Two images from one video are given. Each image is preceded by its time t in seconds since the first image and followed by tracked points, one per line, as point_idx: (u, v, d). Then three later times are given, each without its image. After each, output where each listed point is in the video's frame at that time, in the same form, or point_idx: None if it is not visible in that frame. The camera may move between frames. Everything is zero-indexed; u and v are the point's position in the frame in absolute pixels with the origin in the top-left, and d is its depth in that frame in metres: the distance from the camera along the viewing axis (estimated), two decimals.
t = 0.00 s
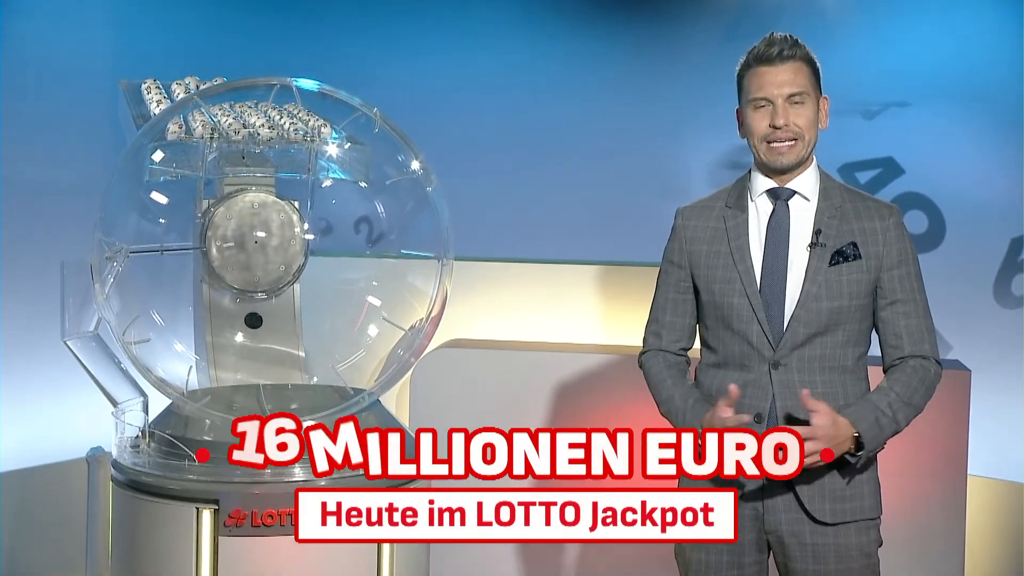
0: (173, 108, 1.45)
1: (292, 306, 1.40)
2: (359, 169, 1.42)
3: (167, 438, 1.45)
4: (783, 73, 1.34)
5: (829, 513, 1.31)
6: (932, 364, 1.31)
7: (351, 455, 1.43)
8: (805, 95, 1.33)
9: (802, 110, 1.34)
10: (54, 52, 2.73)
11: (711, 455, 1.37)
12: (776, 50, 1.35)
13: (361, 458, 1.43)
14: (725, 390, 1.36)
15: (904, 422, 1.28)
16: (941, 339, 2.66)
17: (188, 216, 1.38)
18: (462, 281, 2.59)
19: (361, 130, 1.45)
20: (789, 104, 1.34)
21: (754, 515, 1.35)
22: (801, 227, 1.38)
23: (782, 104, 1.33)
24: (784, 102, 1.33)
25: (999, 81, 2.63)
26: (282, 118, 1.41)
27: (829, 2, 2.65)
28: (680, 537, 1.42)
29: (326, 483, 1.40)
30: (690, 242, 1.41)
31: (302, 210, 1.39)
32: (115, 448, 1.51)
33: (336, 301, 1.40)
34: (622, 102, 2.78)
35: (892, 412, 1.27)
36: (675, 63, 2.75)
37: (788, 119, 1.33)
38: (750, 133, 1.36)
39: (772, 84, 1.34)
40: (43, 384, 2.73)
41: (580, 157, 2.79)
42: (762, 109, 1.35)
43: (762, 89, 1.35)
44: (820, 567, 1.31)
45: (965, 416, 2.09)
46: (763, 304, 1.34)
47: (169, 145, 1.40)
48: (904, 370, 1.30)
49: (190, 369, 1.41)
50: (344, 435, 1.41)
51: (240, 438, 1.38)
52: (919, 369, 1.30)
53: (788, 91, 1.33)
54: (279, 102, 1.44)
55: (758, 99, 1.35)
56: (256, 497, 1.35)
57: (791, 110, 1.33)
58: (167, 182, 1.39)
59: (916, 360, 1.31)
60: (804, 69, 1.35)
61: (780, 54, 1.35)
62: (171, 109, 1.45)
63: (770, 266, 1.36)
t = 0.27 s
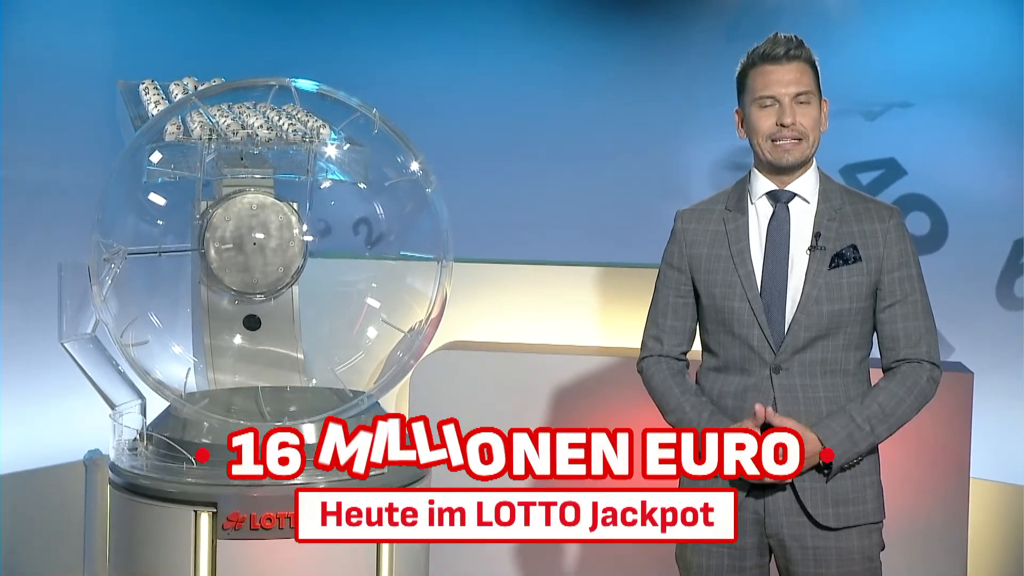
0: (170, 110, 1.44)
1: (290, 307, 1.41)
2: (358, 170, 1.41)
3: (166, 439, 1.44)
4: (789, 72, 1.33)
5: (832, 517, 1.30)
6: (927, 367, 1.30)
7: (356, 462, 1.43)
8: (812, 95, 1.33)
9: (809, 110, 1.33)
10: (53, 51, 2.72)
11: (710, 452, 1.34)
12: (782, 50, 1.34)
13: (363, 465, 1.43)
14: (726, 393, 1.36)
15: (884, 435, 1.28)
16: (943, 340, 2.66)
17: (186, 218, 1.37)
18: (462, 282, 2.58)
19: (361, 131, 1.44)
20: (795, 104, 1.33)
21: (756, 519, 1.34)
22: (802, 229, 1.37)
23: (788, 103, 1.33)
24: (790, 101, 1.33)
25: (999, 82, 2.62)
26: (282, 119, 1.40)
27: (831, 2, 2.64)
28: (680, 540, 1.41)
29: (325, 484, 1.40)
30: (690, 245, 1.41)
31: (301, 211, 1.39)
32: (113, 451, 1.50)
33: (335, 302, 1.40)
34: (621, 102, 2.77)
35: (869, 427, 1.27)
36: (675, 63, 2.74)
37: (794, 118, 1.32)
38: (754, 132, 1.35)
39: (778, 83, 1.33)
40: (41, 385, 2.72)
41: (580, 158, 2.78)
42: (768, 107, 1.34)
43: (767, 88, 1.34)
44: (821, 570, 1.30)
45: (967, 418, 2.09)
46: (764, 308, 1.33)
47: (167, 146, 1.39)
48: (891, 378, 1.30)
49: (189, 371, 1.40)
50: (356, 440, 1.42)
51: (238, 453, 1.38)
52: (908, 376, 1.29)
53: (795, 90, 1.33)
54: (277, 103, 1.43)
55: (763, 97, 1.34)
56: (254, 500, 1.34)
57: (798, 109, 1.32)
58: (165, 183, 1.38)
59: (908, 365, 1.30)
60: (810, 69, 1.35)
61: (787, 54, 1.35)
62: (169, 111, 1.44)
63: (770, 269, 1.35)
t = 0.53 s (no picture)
0: (169, 111, 1.44)
1: (289, 308, 1.40)
2: (357, 171, 1.41)
3: (165, 440, 1.44)
4: (786, 74, 1.33)
5: (832, 519, 1.30)
6: (923, 368, 1.30)
7: (354, 465, 1.42)
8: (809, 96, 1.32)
9: (806, 112, 1.33)
10: (53, 52, 2.72)
11: (711, 453, 1.35)
12: (779, 52, 1.34)
13: (362, 468, 1.42)
14: (727, 395, 1.36)
15: (880, 436, 1.28)
16: (943, 341, 2.66)
17: (185, 219, 1.37)
18: (461, 283, 2.58)
19: (360, 132, 1.44)
20: (793, 106, 1.33)
21: (756, 519, 1.34)
22: (801, 230, 1.37)
23: (786, 106, 1.33)
24: (787, 104, 1.33)
25: (999, 82, 2.62)
26: (281, 120, 1.40)
27: (831, 2, 2.64)
28: (681, 542, 1.41)
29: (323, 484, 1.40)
30: (690, 246, 1.40)
31: (300, 212, 1.39)
32: (112, 452, 1.50)
33: (334, 302, 1.39)
34: (621, 102, 2.77)
35: (864, 428, 1.27)
36: (674, 63, 2.74)
37: (792, 120, 1.32)
38: (752, 134, 1.35)
39: (775, 86, 1.33)
40: (40, 385, 2.72)
41: (579, 158, 2.78)
42: (765, 110, 1.34)
43: (765, 90, 1.34)
44: (822, 570, 1.30)
45: (967, 418, 2.09)
46: (764, 310, 1.33)
47: (167, 148, 1.39)
48: (888, 379, 1.30)
49: (188, 372, 1.41)
50: (349, 443, 1.41)
51: (237, 453, 1.38)
52: (904, 377, 1.29)
53: (792, 92, 1.33)
54: (277, 104, 1.42)
55: (761, 100, 1.34)
56: (254, 501, 1.34)
57: (795, 112, 1.32)
58: (165, 184, 1.38)
59: (905, 367, 1.30)
60: (807, 70, 1.35)
61: (783, 56, 1.34)
62: (168, 112, 1.44)
63: (770, 270, 1.35)
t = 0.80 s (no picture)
0: (169, 111, 1.44)
1: (289, 308, 1.40)
2: (357, 171, 1.41)
3: (165, 441, 1.44)
4: (776, 73, 1.33)
5: (830, 518, 1.30)
6: (922, 371, 1.30)
7: (354, 465, 1.42)
8: (801, 96, 1.32)
9: (799, 110, 1.33)
10: (53, 52, 2.72)
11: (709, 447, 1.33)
12: (769, 52, 1.34)
13: (362, 468, 1.42)
14: (726, 394, 1.36)
15: (877, 438, 1.28)
16: (943, 341, 2.66)
17: (184, 218, 1.37)
18: (461, 283, 2.58)
19: (360, 132, 1.44)
20: (785, 106, 1.33)
21: (755, 520, 1.34)
22: (801, 230, 1.37)
23: (777, 106, 1.33)
24: (779, 104, 1.33)
25: (1000, 82, 2.62)
26: (279, 120, 1.40)
27: (831, 2, 2.64)
28: (681, 542, 1.41)
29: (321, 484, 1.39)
30: (690, 244, 1.40)
31: (299, 212, 1.39)
32: (112, 451, 1.50)
33: (333, 302, 1.39)
34: (621, 102, 2.77)
35: (862, 429, 1.27)
36: (674, 63, 2.74)
37: (784, 121, 1.32)
38: (748, 136, 1.36)
39: (766, 86, 1.33)
40: (40, 385, 2.72)
41: (579, 158, 2.78)
42: (757, 111, 1.34)
43: (756, 92, 1.34)
44: (821, 570, 1.30)
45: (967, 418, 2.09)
46: (764, 309, 1.33)
47: (166, 147, 1.39)
48: (887, 381, 1.30)
49: (188, 372, 1.41)
50: (349, 443, 1.41)
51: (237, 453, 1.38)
52: (902, 379, 1.29)
53: (783, 92, 1.33)
54: (276, 104, 1.43)
55: (753, 102, 1.34)
56: (254, 501, 1.34)
57: (786, 112, 1.32)
58: (165, 184, 1.38)
59: (904, 368, 1.30)
60: (798, 67, 1.34)
61: (774, 55, 1.34)
62: (168, 111, 1.44)
63: (770, 270, 1.35)
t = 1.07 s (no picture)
0: (169, 110, 1.44)
1: (289, 307, 1.40)
2: (356, 171, 1.41)
3: (165, 440, 1.44)
4: (777, 72, 1.33)
5: (829, 518, 1.30)
6: (923, 372, 1.30)
7: (354, 465, 1.41)
8: (802, 95, 1.32)
9: (800, 110, 1.33)
10: (53, 52, 2.72)
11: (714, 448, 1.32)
12: (771, 51, 1.34)
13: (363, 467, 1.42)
14: (727, 393, 1.36)
15: (877, 438, 1.28)
16: (943, 341, 2.66)
17: (185, 218, 1.37)
18: (461, 283, 2.58)
19: (360, 131, 1.44)
20: (785, 105, 1.33)
21: (755, 520, 1.34)
22: (803, 230, 1.37)
23: (778, 105, 1.33)
24: (780, 103, 1.33)
25: (1000, 82, 2.62)
26: (280, 120, 1.40)
27: (831, 2, 2.64)
28: (680, 541, 1.41)
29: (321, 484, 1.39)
30: (691, 244, 1.40)
31: (299, 212, 1.38)
32: (112, 451, 1.50)
33: (332, 302, 1.39)
34: (621, 102, 2.77)
35: (861, 429, 1.27)
36: (674, 63, 2.74)
37: (785, 120, 1.32)
38: (748, 135, 1.36)
39: (768, 85, 1.33)
40: (39, 386, 2.71)
41: (579, 158, 2.78)
42: (758, 110, 1.34)
43: (758, 91, 1.34)
44: (820, 570, 1.30)
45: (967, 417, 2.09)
46: (765, 308, 1.33)
47: (166, 146, 1.39)
48: (887, 382, 1.30)
49: (187, 371, 1.40)
50: (349, 443, 1.41)
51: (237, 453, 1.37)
52: (902, 380, 1.29)
53: (785, 91, 1.33)
54: (277, 104, 1.43)
55: (754, 101, 1.34)
56: (254, 501, 1.34)
57: (787, 111, 1.32)
58: (164, 183, 1.38)
59: (904, 369, 1.30)
60: (799, 66, 1.34)
61: (776, 55, 1.35)
62: (169, 110, 1.44)
63: (771, 270, 1.35)
